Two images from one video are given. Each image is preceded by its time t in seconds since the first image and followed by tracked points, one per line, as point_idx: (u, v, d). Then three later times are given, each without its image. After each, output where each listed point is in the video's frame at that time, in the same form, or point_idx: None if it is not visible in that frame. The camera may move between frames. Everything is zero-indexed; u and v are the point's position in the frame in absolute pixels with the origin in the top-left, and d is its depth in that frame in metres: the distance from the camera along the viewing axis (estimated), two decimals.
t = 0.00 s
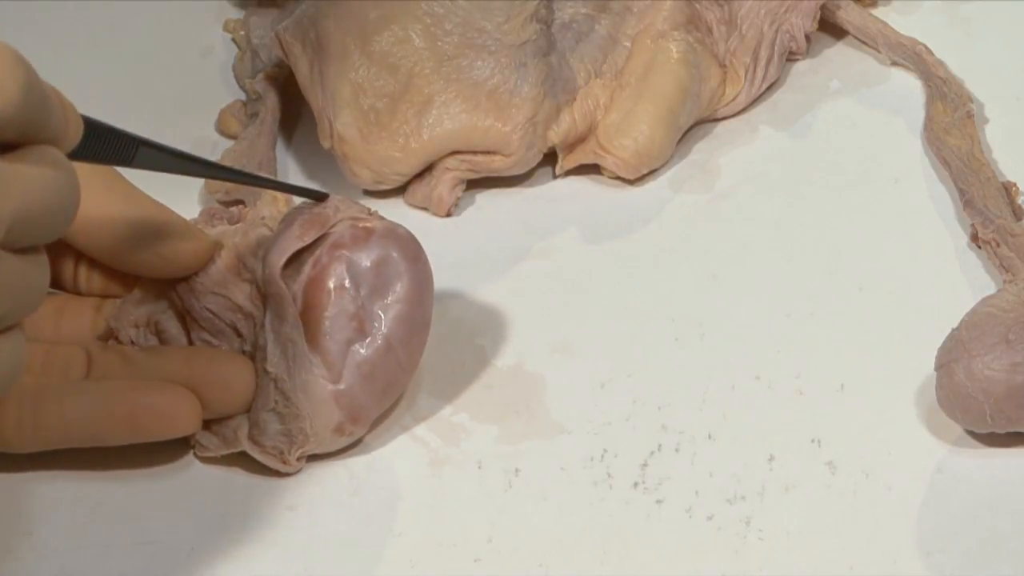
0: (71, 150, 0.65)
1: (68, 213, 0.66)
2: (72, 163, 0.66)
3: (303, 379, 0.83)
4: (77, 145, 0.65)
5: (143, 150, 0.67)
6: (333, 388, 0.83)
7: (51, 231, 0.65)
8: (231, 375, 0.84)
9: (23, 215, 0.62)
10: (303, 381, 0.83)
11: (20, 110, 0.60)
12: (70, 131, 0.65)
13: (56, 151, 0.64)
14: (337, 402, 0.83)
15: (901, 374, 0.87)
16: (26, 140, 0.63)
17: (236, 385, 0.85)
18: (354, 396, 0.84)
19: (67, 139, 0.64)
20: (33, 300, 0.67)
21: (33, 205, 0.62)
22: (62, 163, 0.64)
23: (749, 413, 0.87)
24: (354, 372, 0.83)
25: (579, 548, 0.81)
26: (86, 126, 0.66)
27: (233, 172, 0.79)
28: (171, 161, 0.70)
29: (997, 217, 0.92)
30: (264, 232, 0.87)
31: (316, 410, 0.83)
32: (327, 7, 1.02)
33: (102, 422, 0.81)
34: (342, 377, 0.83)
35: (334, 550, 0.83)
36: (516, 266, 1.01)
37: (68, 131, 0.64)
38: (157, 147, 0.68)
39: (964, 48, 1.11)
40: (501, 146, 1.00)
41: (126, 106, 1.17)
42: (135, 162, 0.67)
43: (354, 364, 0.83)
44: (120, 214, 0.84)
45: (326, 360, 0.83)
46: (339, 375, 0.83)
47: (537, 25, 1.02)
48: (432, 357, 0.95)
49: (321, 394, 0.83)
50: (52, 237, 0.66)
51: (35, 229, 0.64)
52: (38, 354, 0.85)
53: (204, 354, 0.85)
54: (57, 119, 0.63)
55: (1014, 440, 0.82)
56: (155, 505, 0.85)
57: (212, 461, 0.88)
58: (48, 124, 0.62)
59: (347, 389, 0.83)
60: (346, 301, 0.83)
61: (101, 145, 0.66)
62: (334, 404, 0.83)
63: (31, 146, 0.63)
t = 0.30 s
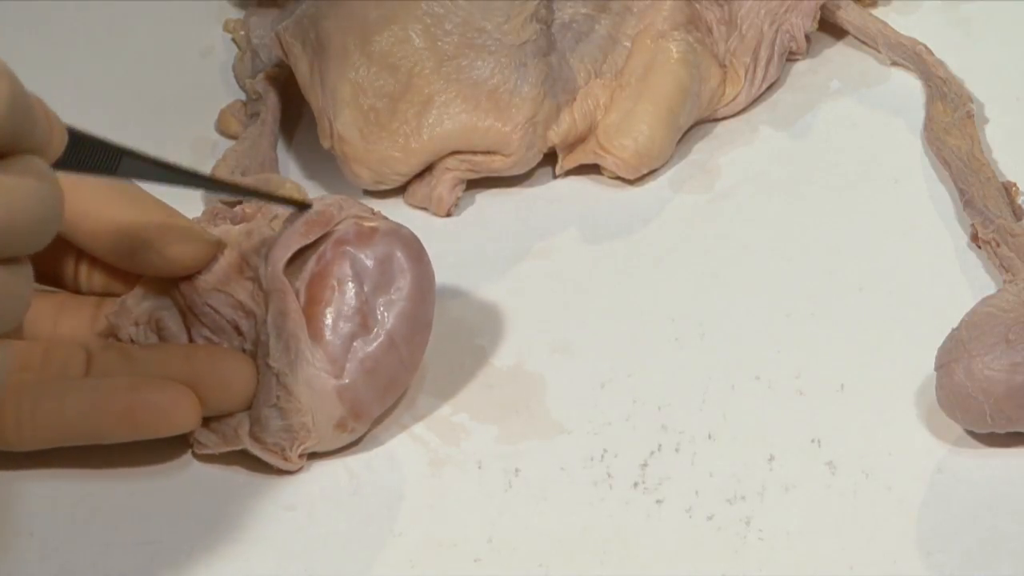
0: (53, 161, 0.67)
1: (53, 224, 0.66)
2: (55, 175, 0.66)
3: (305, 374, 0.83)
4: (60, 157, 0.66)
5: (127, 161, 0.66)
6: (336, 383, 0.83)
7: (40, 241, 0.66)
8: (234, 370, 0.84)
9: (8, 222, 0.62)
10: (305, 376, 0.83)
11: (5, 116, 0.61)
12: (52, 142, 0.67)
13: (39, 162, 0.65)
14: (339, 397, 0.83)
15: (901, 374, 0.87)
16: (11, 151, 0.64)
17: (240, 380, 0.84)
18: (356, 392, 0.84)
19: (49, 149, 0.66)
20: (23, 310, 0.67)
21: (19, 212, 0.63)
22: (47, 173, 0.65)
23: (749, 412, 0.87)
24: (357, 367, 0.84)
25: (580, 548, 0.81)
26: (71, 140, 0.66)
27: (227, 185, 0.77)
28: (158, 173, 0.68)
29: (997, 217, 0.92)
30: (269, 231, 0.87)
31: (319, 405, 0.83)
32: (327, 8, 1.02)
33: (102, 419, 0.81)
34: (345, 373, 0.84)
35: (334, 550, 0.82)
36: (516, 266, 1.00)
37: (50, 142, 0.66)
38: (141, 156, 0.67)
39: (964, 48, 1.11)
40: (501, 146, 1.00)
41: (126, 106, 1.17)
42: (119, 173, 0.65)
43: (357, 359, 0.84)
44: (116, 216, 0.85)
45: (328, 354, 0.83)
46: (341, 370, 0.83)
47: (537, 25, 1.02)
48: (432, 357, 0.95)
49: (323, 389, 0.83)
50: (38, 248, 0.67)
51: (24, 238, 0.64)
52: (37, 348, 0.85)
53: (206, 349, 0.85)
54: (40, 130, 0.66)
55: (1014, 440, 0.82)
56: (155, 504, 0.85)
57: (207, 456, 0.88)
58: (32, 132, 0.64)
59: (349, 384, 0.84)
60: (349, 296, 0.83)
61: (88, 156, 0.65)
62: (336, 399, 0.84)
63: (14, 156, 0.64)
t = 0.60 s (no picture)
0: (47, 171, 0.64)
1: (48, 233, 0.64)
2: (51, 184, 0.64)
3: (308, 369, 0.83)
4: (56, 163, 0.65)
5: (123, 170, 0.65)
6: (339, 377, 0.83)
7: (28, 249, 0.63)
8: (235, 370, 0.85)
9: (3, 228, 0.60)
10: (308, 371, 0.83)
11: None
12: (47, 153, 0.64)
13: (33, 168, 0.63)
14: (341, 391, 0.83)
15: (901, 374, 0.87)
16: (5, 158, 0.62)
17: (240, 381, 0.85)
18: (359, 387, 0.83)
19: (45, 158, 0.64)
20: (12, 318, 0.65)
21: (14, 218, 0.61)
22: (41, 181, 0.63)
23: (749, 412, 0.87)
24: (360, 362, 0.83)
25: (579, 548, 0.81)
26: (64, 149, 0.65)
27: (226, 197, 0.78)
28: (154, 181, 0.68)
29: (997, 217, 0.92)
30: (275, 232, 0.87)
31: (322, 399, 0.83)
32: (327, 8, 1.02)
33: (98, 416, 0.81)
34: (348, 368, 0.83)
35: (334, 550, 0.83)
36: (516, 266, 1.00)
37: (44, 152, 0.64)
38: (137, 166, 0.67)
39: (964, 48, 1.11)
40: (502, 146, 1.00)
41: (126, 106, 1.17)
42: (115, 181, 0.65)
43: (360, 354, 0.83)
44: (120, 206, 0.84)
45: (331, 348, 0.83)
46: (344, 365, 0.83)
47: (537, 25, 1.02)
48: (431, 357, 0.95)
49: (326, 384, 0.83)
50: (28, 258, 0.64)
51: (19, 247, 0.62)
52: (39, 348, 0.85)
53: (206, 347, 0.85)
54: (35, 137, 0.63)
55: (1014, 440, 0.82)
56: (156, 503, 0.85)
57: (207, 455, 0.88)
58: (27, 140, 0.62)
59: (352, 379, 0.83)
60: (352, 292, 0.83)
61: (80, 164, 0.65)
62: (339, 394, 0.83)
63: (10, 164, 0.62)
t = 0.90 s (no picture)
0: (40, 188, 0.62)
1: (36, 249, 0.62)
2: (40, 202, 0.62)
3: (312, 361, 0.83)
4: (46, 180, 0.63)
5: (112, 188, 0.64)
6: (342, 369, 0.83)
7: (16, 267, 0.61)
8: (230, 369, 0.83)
9: None
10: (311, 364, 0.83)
11: None
12: (38, 169, 0.62)
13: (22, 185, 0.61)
14: (344, 382, 0.83)
15: (901, 374, 0.87)
16: None
17: (239, 378, 0.84)
18: (362, 379, 0.84)
19: (34, 174, 0.61)
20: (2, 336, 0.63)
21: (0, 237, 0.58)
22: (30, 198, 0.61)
23: (748, 412, 0.87)
24: (363, 354, 0.83)
25: (580, 549, 0.81)
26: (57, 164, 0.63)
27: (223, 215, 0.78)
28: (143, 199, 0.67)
29: (997, 217, 0.92)
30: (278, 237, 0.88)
31: (325, 391, 0.83)
32: (327, 7, 1.02)
33: (87, 419, 0.80)
34: (351, 360, 0.83)
35: (334, 550, 0.83)
36: (516, 266, 1.00)
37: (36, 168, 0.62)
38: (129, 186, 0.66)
39: (964, 48, 1.11)
40: (502, 146, 1.00)
41: (126, 106, 1.17)
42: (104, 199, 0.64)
43: (363, 346, 0.83)
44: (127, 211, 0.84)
45: (335, 339, 0.83)
46: (347, 357, 0.83)
47: (537, 25, 1.02)
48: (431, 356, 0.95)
49: (329, 374, 0.83)
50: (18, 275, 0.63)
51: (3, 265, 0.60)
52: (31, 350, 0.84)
53: (201, 346, 0.83)
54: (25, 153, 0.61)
55: (1014, 440, 0.82)
56: (156, 503, 0.85)
57: (206, 456, 0.88)
58: (15, 155, 0.60)
59: (355, 370, 0.83)
60: (355, 286, 0.84)
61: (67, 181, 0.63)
62: (343, 385, 0.83)
63: None
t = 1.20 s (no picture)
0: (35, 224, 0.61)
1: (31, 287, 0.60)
2: (36, 240, 0.60)
3: (319, 348, 0.83)
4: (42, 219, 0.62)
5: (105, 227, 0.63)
6: (348, 359, 0.83)
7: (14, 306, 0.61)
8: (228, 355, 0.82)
9: None
10: (318, 351, 0.83)
11: None
12: (32, 202, 0.60)
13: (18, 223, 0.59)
14: (349, 372, 0.83)
15: (901, 374, 0.87)
16: None
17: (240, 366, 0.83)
18: (366, 372, 0.84)
19: (30, 211, 0.60)
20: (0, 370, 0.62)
21: None
22: (27, 236, 0.59)
23: (748, 412, 0.87)
24: (371, 349, 0.84)
25: (579, 549, 0.81)
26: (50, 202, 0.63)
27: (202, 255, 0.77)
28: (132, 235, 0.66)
29: (997, 217, 0.92)
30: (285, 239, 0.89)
31: (331, 378, 0.83)
32: (327, 7, 1.02)
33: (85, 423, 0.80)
34: (357, 352, 0.83)
35: (334, 550, 0.83)
36: (516, 266, 1.00)
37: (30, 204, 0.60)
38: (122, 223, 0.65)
39: (964, 48, 1.11)
40: (502, 146, 1.00)
41: (127, 106, 1.16)
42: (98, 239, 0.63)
43: (370, 341, 0.84)
44: (138, 217, 0.83)
45: (343, 330, 0.83)
46: (355, 349, 0.83)
47: (537, 25, 1.02)
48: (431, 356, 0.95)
49: (336, 362, 0.83)
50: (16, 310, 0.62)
51: None
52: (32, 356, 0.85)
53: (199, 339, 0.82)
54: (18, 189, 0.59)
55: (1014, 440, 0.82)
56: (156, 503, 0.85)
57: (206, 455, 0.88)
58: (11, 193, 0.58)
59: (360, 363, 0.83)
60: (367, 286, 0.85)
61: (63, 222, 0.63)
62: (348, 375, 0.83)
63: None
